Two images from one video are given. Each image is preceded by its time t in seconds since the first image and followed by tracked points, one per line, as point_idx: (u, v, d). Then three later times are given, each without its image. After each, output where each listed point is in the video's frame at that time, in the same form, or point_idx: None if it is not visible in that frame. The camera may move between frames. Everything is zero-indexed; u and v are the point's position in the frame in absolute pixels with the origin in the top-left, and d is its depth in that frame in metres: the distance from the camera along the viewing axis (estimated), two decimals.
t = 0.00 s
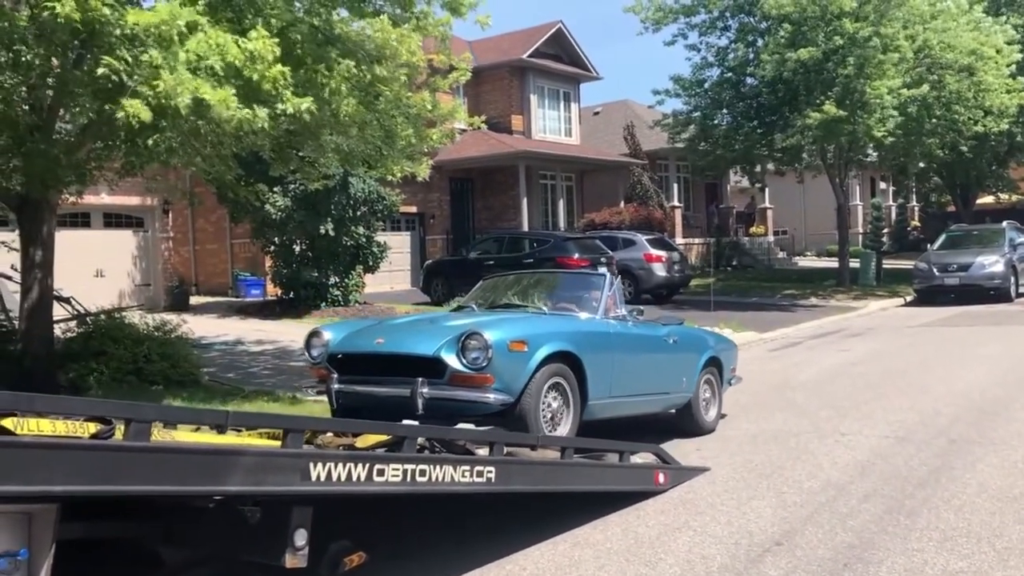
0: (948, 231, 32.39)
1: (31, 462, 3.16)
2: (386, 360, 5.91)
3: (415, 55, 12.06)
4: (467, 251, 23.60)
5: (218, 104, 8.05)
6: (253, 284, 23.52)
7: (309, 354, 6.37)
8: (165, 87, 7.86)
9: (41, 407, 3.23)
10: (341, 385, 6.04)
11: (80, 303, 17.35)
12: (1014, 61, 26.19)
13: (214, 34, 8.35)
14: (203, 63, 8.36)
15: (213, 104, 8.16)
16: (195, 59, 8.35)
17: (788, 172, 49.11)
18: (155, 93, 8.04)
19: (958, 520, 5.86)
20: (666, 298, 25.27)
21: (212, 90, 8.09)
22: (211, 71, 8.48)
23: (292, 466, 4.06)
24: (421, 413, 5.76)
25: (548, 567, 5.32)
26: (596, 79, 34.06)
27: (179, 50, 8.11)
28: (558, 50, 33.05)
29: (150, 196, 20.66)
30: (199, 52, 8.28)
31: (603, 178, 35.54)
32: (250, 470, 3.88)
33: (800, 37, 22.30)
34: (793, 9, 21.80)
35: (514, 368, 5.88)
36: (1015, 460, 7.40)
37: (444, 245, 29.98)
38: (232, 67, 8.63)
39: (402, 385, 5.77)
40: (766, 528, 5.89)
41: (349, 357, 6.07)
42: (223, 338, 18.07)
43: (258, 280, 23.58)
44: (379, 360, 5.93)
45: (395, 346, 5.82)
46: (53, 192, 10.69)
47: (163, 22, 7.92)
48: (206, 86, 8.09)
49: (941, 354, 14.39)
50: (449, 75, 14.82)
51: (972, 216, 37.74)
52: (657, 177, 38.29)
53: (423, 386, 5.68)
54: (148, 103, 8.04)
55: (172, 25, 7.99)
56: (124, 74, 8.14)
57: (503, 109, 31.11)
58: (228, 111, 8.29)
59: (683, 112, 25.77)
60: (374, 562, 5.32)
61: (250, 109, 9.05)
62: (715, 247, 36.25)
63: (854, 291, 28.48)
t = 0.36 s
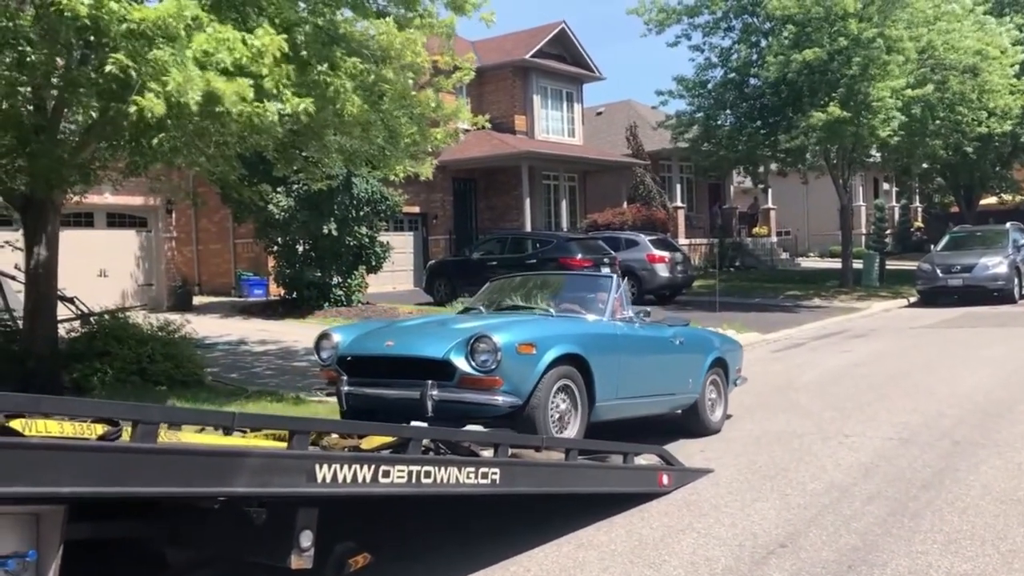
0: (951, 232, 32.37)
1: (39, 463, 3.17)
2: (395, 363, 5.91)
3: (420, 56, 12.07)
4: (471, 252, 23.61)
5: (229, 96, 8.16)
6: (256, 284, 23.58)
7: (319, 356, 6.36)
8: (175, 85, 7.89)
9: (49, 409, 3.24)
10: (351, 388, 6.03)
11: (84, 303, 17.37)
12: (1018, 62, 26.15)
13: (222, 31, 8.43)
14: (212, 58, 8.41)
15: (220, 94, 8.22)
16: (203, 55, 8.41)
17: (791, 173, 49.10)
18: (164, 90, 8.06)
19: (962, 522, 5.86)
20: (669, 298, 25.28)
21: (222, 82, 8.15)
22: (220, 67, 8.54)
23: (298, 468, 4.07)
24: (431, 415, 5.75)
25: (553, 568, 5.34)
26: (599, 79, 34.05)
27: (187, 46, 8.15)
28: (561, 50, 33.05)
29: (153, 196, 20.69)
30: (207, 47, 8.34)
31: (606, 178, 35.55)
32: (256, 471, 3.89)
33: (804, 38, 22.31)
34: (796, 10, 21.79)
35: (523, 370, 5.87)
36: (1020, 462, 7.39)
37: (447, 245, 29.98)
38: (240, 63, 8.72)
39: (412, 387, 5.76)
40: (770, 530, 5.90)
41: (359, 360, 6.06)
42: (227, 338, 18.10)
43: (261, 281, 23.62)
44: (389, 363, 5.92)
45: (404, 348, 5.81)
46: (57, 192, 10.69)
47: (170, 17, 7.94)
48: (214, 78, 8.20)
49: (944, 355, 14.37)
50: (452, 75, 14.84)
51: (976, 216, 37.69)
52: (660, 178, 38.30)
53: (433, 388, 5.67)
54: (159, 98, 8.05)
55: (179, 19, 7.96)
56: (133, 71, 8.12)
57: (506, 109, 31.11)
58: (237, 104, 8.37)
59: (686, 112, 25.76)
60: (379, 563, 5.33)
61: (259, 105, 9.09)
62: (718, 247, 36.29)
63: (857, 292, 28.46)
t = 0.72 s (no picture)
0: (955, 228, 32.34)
1: (58, 453, 3.22)
2: (408, 358, 5.89)
3: (427, 48, 12.09)
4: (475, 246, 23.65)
5: (234, 88, 8.19)
6: (261, 278, 23.66)
7: (334, 350, 6.35)
8: (180, 72, 7.90)
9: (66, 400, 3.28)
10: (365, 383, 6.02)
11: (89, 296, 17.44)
12: None
13: (229, 23, 8.45)
14: (219, 50, 8.44)
15: (227, 86, 8.29)
16: (211, 46, 8.43)
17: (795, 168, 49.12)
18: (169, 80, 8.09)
19: (967, 517, 5.89)
20: (673, 294, 25.33)
21: (228, 74, 8.21)
22: (227, 58, 8.58)
23: (311, 459, 4.11)
24: (445, 409, 5.75)
25: (560, 560, 5.39)
26: (604, 73, 34.04)
27: (194, 38, 8.16)
28: (566, 44, 33.04)
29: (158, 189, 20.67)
30: (214, 39, 8.37)
31: (610, 172, 35.58)
32: (269, 462, 3.93)
33: (809, 33, 22.29)
34: (802, 5, 21.76)
35: (536, 365, 5.86)
36: None
37: (451, 240, 29.91)
38: (246, 56, 8.74)
39: (426, 380, 5.76)
40: (776, 523, 5.93)
41: (372, 355, 6.05)
42: (232, 331, 18.18)
43: (266, 275, 23.70)
44: (402, 358, 5.90)
45: (417, 344, 5.79)
46: (65, 185, 10.74)
47: (176, 8, 7.94)
48: (220, 69, 8.23)
49: (949, 350, 14.40)
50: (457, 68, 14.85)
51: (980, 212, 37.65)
52: (664, 173, 38.33)
53: (446, 383, 5.67)
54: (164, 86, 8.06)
55: (184, 10, 7.99)
56: (139, 61, 8.13)
57: (510, 103, 31.12)
58: (244, 96, 8.43)
59: (691, 107, 25.75)
60: (387, 553, 5.39)
61: (266, 97, 9.14)
62: (723, 243, 36.43)
63: (861, 288, 28.48)
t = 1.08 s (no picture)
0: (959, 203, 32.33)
1: (87, 424, 3.29)
2: (425, 333, 5.96)
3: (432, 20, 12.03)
4: (479, 220, 23.67)
5: (237, 62, 8.24)
6: (265, 252, 23.74)
7: (350, 325, 6.39)
8: (185, 46, 7.92)
9: (94, 372, 3.34)
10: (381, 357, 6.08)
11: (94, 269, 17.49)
12: None
13: None
14: (224, 24, 8.44)
15: (231, 60, 8.34)
16: (216, 20, 8.42)
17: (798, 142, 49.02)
18: (174, 54, 8.10)
19: (971, 488, 5.98)
20: (676, 268, 25.39)
21: (232, 49, 8.27)
22: (230, 30, 8.59)
23: (332, 430, 4.20)
24: (461, 382, 5.83)
25: (572, 529, 5.50)
26: (607, 46, 33.86)
27: (199, 12, 8.12)
28: (569, 16, 32.83)
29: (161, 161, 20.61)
30: (220, 13, 8.35)
31: (614, 146, 35.53)
32: (291, 433, 4.01)
33: (816, 6, 22.12)
34: None
35: (550, 340, 5.96)
36: None
37: (453, 213, 29.83)
38: (249, 28, 8.76)
39: (442, 354, 5.83)
40: (783, 494, 6.03)
41: (389, 330, 6.11)
42: (238, 304, 18.27)
43: (270, 248, 23.75)
44: (419, 333, 5.97)
45: (434, 319, 5.86)
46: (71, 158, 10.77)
47: None
48: (224, 44, 8.26)
49: (952, 325, 14.49)
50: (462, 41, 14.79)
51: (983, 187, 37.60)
52: (668, 147, 38.26)
53: (462, 356, 5.75)
54: (169, 59, 8.05)
55: None
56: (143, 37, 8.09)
57: (514, 77, 31.00)
58: (247, 69, 8.49)
59: (695, 80, 25.67)
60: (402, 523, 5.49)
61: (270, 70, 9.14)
62: (725, 217, 36.51)
63: (863, 262, 28.54)
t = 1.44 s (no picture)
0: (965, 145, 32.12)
1: (120, 366, 3.34)
2: (443, 277, 6.02)
3: None
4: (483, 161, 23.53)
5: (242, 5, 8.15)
6: (266, 193, 23.53)
7: (367, 269, 6.44)
8: None
9: (127, 315, 3.37)
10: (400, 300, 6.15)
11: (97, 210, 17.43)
12: None
13: None
14: None
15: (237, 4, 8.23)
16: None
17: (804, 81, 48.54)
18: None
19: (979, 429, 6.07)
20: (680, 211, 25.36)
21: None
22: None
23: (357, 372, 4.27)
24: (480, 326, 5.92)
25: (586, 470, 5.61)
26: None
27: None
28: None
29: (162, 101, 20.53)
30: None
31: (617, 86, 35.19)
32: (317, 374, 4.07)
33: None
34: None
35: (567, 286, 6.05)
36: None
37: (455, 154, 29.70)
38: None
39: (460, 299, 5.91)
40: (794, 435, 6.12)
41: (406, 275, 6.17)
42: (242, 246, 18.29)
43: (271, 189, 23.66)
44: (437, 277, 6.02)
45: (452, 265, 5.92)
46: (76, 98, 10.69)
47: None
48: None
49: (957, 268, 14.54)
50: None
51: (989, 128, 37.37)
52: (672, 86, 37.89)
53: (481, 302, 5.83)
54: (173, 7, 8.03)
55: None
56: None
57: (517, 14, 30.54)
58: (253, 12, 8.38)
59: (702, 19, 25.34)
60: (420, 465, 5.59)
61: (276, 11, 9.00)
62: (729, 157, 36.41)
63: (867, 204, 28.49)
